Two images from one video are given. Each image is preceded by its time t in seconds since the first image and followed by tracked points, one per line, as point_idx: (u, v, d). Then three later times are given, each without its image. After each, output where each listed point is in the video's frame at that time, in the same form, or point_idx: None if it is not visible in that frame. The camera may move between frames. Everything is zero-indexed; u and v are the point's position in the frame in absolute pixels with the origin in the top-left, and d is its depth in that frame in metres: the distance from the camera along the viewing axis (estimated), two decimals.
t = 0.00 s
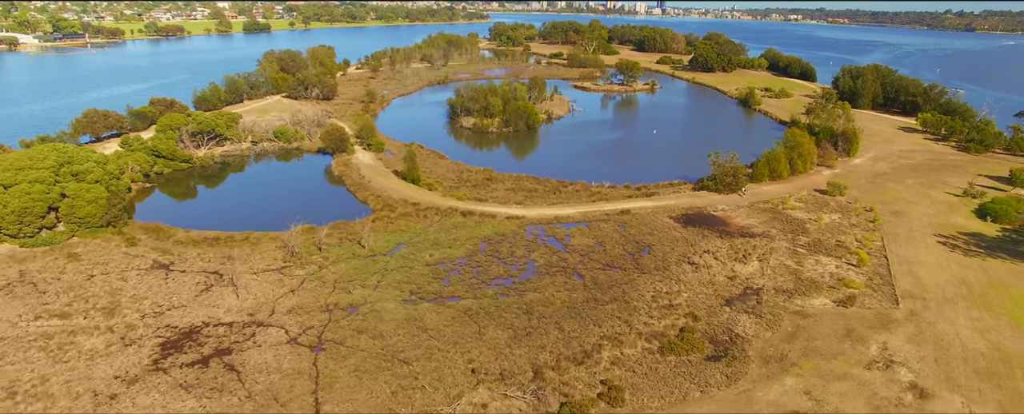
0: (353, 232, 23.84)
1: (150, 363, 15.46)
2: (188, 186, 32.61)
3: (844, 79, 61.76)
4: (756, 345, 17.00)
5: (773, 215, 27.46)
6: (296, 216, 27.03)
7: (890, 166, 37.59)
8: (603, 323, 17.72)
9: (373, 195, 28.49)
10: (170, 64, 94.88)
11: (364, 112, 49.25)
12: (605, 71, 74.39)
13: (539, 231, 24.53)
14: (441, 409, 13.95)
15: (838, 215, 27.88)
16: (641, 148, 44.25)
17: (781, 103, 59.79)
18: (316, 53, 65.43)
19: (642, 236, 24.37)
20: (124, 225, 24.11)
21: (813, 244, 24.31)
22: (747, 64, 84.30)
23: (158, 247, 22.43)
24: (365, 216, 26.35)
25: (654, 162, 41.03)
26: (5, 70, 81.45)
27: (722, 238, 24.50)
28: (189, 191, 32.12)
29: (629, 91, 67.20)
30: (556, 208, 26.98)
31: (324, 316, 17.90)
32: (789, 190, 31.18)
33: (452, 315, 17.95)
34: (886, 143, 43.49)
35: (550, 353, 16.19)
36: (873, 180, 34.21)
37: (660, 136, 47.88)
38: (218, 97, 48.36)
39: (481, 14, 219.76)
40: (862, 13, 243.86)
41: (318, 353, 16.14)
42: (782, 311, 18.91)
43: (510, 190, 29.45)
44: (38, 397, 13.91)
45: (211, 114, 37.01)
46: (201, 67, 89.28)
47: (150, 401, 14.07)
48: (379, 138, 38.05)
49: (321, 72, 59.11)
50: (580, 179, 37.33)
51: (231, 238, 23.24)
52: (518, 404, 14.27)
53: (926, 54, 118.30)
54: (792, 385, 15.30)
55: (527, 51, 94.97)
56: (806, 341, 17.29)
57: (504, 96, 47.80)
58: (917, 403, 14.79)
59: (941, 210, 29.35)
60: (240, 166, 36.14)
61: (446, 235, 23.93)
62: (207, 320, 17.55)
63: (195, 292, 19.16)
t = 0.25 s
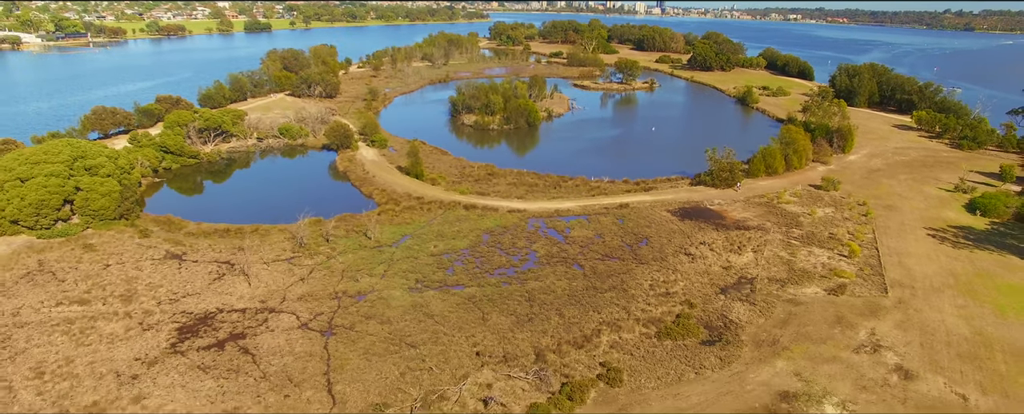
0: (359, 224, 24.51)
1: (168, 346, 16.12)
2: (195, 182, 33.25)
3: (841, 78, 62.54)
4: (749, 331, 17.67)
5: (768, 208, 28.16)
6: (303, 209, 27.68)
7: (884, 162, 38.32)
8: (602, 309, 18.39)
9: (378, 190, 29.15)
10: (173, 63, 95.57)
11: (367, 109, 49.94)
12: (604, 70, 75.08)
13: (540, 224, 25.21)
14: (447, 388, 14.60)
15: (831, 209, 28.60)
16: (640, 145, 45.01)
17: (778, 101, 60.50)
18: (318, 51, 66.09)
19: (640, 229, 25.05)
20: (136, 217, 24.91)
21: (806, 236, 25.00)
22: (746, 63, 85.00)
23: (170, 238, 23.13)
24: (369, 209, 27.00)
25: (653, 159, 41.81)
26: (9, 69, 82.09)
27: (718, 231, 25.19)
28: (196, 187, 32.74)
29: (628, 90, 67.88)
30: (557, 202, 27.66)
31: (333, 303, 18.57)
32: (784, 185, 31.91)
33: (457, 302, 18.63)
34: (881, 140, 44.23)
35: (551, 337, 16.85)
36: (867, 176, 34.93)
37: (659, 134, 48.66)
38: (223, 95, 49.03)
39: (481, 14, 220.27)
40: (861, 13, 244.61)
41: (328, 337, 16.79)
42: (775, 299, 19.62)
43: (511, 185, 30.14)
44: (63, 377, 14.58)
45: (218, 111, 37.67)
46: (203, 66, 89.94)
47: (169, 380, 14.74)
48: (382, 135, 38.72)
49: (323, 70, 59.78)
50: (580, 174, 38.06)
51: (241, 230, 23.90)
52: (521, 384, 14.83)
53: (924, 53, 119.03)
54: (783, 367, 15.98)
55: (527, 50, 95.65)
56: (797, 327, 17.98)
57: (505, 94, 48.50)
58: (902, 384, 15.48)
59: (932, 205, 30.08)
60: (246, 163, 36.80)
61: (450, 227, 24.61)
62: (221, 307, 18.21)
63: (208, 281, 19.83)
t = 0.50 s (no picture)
0: (365, 217, 25.20)
1: (185, 331, 16.79)
2: (203, 178, 33.96)
3: (838, 77, 63.33)
4: (742, 317, 18.37)
5: (763, 203, 28.87)
6: (309, 204, 28.41)
7: (879, 158, 39.06)
8: (601, 297, 19.09)
9: (382, 185, 29.85)
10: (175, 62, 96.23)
11: (370, 108, 50.66)
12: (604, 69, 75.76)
13: (541, 217, 25.91)
14: (452, 370, 15.26)
15: (825, 203, 29.33)
16: (638, 142, 45.80)
17: (776, 100, 61.22)
18: (321, 50, 66.76)
19: (638, 222, 25.75)
20: (148, 210, 25.58)
21: (800, 229, 25.71)
22: (744, 62, 85.74)
23: (182, 230, 23.82)
24: (375, 203, 27.73)
25: (652, 155, 42.62)
26: (13, 68, 82.70)
27: (714, 224, 25.90)
28: (203, 183, 33.40)
29: (627, 88, 68.57)
30: (557, 196, 28.36)
31: (342, 291, 19.26)
32: (779, 181, 32.63)
33: (461, 290, 19.33)
34: (876, 137, 44.97)
35: (552, 323, 17.55)
36: (861, 172, 35.67)
37: (657, 131, 49.47)
38: (228, 93, 49.71)
39: (481, 14, 220.94)
40: (859, 13, 245.48)
41: (338, 323, 17.45)
42: (768, 288, 20.33)
43: (513, 180, 30.84)
44: (87, 359, 15.27)
45: (224, 108, 38.32)
46: (206, 65, 90.62)
47: (188, 362, 15.41)
48: (386, 132, 39.41)
49: (326, 69, 60.47)
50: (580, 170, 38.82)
51: (250, 223, 24.58)
52: (523, 366, 15.52)
53: (922, 53, 119.87)
54: (774, 350, 16.68)
55: (527, 49, 96.33)
56: (789, 314, 18.68)
57: (506, 92, 49.22)
58: (887, 366, 16.20)
59: (924, 200, 30.82)
60: (252, 159, 37.47)
61: (453, 220, 25.30)
62: (234, 295, 18.88)
63: (221, 271, 20.51)
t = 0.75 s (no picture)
0: (371, 211, 25.90)
1: (201, 318, 17.47)
2: (211, 173, 34.63)
3: (834, 75, 64.09)
4: (737, 305, 19.09)
5: (758, 197, 29.59)
6: (316, 198, 29.21)
7: (873, 155, 39.79)
8: (601, 286, 19.82)
9: (387, 180, 30.56)
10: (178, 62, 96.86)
11: (373, 106, 51.37)
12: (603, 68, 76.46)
13: (542, 211, 26.62)
14: (458, 353, 15.93)
15: (819, 198, 30.04)
16: (637, 139, 46.64)
17: (773, 98, 61.98)
18: (323, 50, 67.45)
19: (637, 215, 26.46)
20: (160, 204, 26.65)
21: (793, 222, 26.43)
22: (742, 61, 86.46)
23: (194, 223, 24.52)
24: (380, 197, 28.56)
25: (650, 152, 43.47)
26: (17, 68, 83.33)
27: (711, 218, 26.60)
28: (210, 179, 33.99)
29: (626, 87, 69.29)
30: (558, 191, 29.08)
31: (351, 281, 19.96)
32: (775, 176, 33.36)
33: (465, 280, 20.03)
34: (871, 135, 45.70)
35: (553, 310, 18.27)
36: (855, 168, 36.40)
37: (655, 128, 50.31)
38: (232, 92, 50.41)
39: (481, 14, 221.60)
40: (858, 13, 246.21)
41: (348, 310, 18.14)
42: (762, 277, 21.05)
43: (514, 176, 31.56)
44: (109, 343, 15.99)
45: (230, 106, 39.05)
46: (208, 65, 91.30)
47: (205, 346, 16.10)
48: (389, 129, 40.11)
49: (329, 68, 61.18)
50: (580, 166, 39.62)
51: (259, 217, 25.27)
52: (526, 349, 16.23)
53: (919, 53, 120.66)
54: (767, 335, 17.39)
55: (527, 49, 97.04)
56: (781, 301, 19.40)
57: (507, 91, 49.96)
58: (874, 350, 16.93)
59: (916, 195, 31.55)
60: (257, 156, 38.15)
61: (457, 213, 26.00)
62: (247, 284, 19.57)
63: (233, 261, 21.20)
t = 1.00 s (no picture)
0: (376, 205, 26.62)
1: (215, 306, 18.16)
2: (219, 169, 35.36)
3: (831, 75, 64.90)
4: (731, 293, 19.81)
5: (754, 192, 30.33)
6: (322, 193, 29.93)
7: (867, 152, 40.54)
8: (600, 275, 20.55)
9: (391, 176, 31.27)
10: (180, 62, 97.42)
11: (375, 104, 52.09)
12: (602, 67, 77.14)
13: (542, 205, 27.35)
14: (463, 338, 16.62)
15: (813, 193, 30.77)
16: (635, 136, 47.47)
17: (770, 97, 62.76)
18: (325, 49, 68.12)
19: (635, 210, 27.17)
20: (171, 199, 27.10)
21: (787, 216, 27.14)
22: (741, 60, 87.19)
23: (204, 217, 25.23)
24: (385, 192, 29.29)
25: (648, 148, 44.31)
26: (20, 68, 83.86)
27: (707, 212, 27.34)
28: (217, 174, 34.59)
29: (626, 86, 70.01)
30: (558, 186, 29.81)
31: (358, 271, 20.67)
32: (770, 172, 34.10)
33: (469, 270, 20.76)
34: (866, 132, 46.46)
35: (554, 298, 18.98)
36: (849, 165, 37.14)
37: (653, 126, 51.14)
38: (236, 91, 51.09)
39: (480, 14, 222.29)
40: (857, 13, 247.12)
41: (357, 298, 18.84)
42: (755, 268, 21.79)
43: (515, 171, 32.30)
44: (130, 329, 16.74)
45: (236, 104, 39.80)
46: (210, 65, 91.81)
47: (221, 331, 16.80)
48: (392, 127, 40.82)
49: (331, 67, 61.81)
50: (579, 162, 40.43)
51: (268, 211, 25.95)
52: (528, 334, 16.92)
53: (917, 52, 121.47)
54: (759, 322, 18.12)
55: (527, 49, 97.76)
56: (774, 290, 20.13)
57: (507, 89, 50.68)
58: (862, 335, 17.68)
59: (908, 190, 32.29)
60: (263, 153, 38.84)
61: (460, 208, 26.71)
62: (258, 274, 20.28)
63: (244, 253, 21.91)
